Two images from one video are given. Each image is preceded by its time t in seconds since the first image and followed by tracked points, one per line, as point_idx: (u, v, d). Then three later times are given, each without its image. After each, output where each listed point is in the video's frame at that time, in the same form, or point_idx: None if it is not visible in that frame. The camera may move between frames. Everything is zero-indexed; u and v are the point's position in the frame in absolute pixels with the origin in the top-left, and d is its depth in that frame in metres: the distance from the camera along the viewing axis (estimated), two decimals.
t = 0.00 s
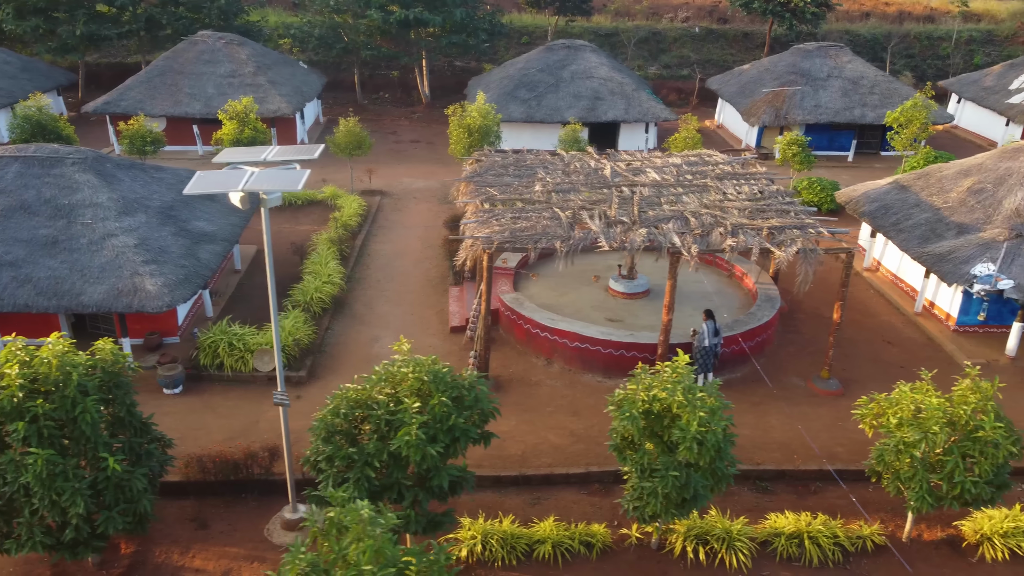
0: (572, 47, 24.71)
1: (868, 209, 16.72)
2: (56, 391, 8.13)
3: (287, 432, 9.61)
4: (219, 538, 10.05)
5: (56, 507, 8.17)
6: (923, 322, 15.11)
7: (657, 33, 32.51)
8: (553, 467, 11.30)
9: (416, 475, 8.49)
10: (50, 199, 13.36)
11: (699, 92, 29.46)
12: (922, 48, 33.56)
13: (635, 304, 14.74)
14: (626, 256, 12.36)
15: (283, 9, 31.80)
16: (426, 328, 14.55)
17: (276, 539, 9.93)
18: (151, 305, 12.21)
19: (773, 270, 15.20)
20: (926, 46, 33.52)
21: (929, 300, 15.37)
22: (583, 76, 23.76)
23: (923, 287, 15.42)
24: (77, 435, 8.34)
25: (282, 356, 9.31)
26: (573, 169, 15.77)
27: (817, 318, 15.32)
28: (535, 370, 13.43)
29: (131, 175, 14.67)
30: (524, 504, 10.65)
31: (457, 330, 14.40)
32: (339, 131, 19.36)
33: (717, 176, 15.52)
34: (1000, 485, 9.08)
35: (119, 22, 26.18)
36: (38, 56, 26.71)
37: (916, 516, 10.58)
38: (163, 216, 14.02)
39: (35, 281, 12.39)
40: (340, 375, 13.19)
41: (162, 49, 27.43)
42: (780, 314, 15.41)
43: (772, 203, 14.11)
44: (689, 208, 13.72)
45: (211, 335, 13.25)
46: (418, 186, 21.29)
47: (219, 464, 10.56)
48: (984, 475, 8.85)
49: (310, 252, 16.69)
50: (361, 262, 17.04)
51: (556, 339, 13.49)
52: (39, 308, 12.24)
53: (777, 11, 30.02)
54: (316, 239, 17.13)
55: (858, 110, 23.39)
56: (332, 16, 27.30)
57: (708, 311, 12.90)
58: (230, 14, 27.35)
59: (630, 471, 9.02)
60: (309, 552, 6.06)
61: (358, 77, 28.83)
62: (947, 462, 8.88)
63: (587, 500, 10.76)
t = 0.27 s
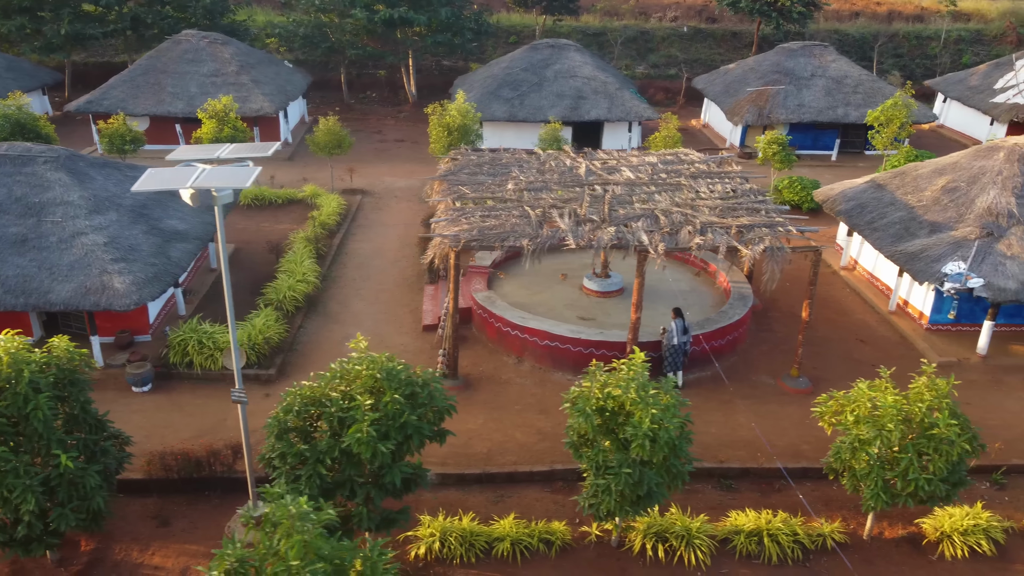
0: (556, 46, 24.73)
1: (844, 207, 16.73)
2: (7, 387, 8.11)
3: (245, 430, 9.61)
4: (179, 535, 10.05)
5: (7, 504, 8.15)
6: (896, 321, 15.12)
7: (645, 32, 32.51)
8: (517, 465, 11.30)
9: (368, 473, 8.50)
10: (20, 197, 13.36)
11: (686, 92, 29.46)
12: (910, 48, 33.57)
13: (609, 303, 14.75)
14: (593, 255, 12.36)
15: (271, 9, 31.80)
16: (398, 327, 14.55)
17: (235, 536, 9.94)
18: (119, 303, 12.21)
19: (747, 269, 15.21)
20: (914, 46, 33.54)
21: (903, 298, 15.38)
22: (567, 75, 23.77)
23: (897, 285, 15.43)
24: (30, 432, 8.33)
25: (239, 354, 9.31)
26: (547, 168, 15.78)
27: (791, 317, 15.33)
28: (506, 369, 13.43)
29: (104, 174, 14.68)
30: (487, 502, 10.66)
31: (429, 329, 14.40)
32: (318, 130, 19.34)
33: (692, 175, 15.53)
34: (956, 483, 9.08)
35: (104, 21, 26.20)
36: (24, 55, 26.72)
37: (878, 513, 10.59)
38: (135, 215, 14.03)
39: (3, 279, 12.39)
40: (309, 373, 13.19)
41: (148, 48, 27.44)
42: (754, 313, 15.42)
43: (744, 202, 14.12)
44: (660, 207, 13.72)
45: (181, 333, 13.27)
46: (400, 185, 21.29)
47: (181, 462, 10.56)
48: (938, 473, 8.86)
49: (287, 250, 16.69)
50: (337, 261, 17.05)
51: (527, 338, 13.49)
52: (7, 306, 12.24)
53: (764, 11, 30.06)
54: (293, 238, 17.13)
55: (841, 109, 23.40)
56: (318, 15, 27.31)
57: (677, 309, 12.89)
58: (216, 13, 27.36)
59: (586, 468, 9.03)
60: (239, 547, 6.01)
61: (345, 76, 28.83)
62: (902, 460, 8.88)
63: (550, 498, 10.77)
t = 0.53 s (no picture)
0: (542, 46, 24.74)
1: (824, 206, 16.74)
2: None
3: (210, 428, 9.60)
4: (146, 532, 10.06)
5: None
6: (873, 320, 15.13)
7: (635, 32, 32.50)
8: (487, 463, 11.30)
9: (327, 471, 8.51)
10: None
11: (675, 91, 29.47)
12: (900, 48, 33.58)
13: (586, 301, 14.76)
14: (565, 253, 12.37)
15: (260, 8, 31.82)
16: (375, 326, 14.55)
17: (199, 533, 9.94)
18: (91, 302, 12.22)
19: (724, 267, 15.22)
20: (905, 46, 33.55)
21: (880, 297, 15.39)
22: (552, 75, 23.78)
23: (874, 284, 15.44)
24: None
25: (203, 352, 9.32)
26: (526, 167, 15.78)
27: (769, 315, 15.35)
28: (480, 367, 13.43)
29: (81, 173, 14.68)
30: (455, 500, 10.66)
31: (406, 328, 14.40)
32: (301, 129, 19.32)
33: (669, 174, 15.54)
34: (917, 480, 9.11)
35: (91, 20, 26.21)
36: (11, 54, 26.73)
37: (845, 511, 10.60)
38: (112, 213, 14.04)
39: None
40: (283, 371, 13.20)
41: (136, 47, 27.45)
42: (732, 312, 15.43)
43: (720, 201, 14.13)
44: (635, 205, 13.73)
45: (156, 332, 13.30)
46: (385, 183, 21.29)
47: (148, 460, 10.56)
48: (899, 470, 8.86)
49: (267, 249, 16.70)
50: (318, 259, 17.05)
51: (501, 336, 13.49)
52: None
53: (752, 10, 30.09)
54: (273, 236, 17.14)
55: (826, 109, 23.43)
56: (305, 15, 27.33)
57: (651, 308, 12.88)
58: (204, 12, 27.38)
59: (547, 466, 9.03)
60: (179, 542, 5.90)
61: (333, 76, 28.84)
62: (862, 457, 8.87)
63: (518, 496, 10.77)
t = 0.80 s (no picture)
0: (526, 45, 24.75)
1: (799, 205, 16.75)
2: None
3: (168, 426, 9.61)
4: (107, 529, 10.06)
5: None
6: (847, 318, 15.16)
7: (623, 31, 32.51)
8: (451, 461, 11.31)
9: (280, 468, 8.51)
10: None
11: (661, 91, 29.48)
12: (888, 47, 33.59)
13: (558, 300, 14.78)
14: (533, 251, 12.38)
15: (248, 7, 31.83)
16: (347, 325, 14.56)
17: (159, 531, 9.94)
18: (58, 300, 12.23)
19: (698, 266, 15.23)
20: (893, 45, 33.56)
21: (854, 295, 15.41)
22: (535, 74, 23.79)
23: (847, 282, 15.47)
24: None
25: (159, 349, 9.33)
26: (500, 165, 15.79)
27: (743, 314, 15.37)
28: (450, 366, 13.44)
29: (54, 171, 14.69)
30: (417, 498, 10.67)
31: (378, 327, 14.42)
32: (280, 127, 19.33)
33: (644, 173, 15.55)
34: (872, 478, 9.12)
35: (76, 20, 26.22)
36: None
37: (807, 509, 10.61)
38: (83, 212, 14.05)
39: None
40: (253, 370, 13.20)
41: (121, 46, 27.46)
42: (707, 311, 15.45)
43: (691, 199, 14.13)
44: (606, 204, 13.74)
45: (126, 330, 13.30)
46: (366, 182, 21.29)
47: (110, 458, 10.55)
48: (853, 468, 8.88)
49: (243, 248, 16.71)
50: (294, 258, 17.06)
51: (471, 335, 13.50)
52: None
53: (738, 9, 30.13)
54: (249, 235, 17.15)
55: (809, 108, 23.44)
56: (290, 14, 27.35)
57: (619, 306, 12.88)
58: (189, 11, 27.39)
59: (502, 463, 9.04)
60: (109, 538, 5.90)
61: (319, 75, 28.85)
62: (816, 455, 8.88)
63: (480, 494, 10.78)
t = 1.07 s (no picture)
0: (510, 44, 24.77)
1: (776, 204, 16.75)
2: None
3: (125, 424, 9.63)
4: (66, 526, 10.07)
5: None
6: (820, 317, 15.16)
7: (611, 31, 32.52)
8: (415, 459, 11.31)
9: (232, 465, 8.53)
10: None
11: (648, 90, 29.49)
12: (877, 47, 33.59)
13: (531, 299, 14.78)
14: (500, 250, 12.38)
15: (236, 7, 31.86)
16: (319, 324, 14.56)
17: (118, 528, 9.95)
18: (26, 299, 12.24)
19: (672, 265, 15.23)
20: (882, 45, 33.58)
21: (828, 294, 15.41)
22: (519, 73, 23.80)
23: (821, 281, 15.49)
24: None
25: (115, 347, 9.37)
26: (475, 164, 15.80)
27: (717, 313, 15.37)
28: (421, 365, 13.44)
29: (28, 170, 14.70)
30: (379, 496, 10.67)
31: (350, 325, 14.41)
32: (260, 127, 19.42)
33: (618, 172, 15.56)
34: (828, 476, 9.14)
35: (61, 19, 26.26)
36: None
37: (769, 508, 10.61)
38: (55, 211, 14.06)
39: None
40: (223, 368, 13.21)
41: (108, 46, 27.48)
42: (681, 310, 15.45)
43: (663, 198, 14.14)
44: (577, 202, 13.73)
45: (95, 329, 13.33)
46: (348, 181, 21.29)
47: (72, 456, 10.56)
48: (807, 466, 8.88)
49: (219, 247, 16.71)
50: (271, 257, 17.07)
51: (441, 333, 13.49)
52: None
53: (726, 9, 30.16)
54: (226, 234, 17.16)
55: (792, 107, 23.45)
56: (276, 14, 27.40)
57: (588, 305, 12.89)
58: (176, 10, 27.40)
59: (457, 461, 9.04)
60: (40, 535, 5.97)
61: (306, 75, 28.87)
62: (770, 453, 8.88)
63: (443, 492, 10.78)
